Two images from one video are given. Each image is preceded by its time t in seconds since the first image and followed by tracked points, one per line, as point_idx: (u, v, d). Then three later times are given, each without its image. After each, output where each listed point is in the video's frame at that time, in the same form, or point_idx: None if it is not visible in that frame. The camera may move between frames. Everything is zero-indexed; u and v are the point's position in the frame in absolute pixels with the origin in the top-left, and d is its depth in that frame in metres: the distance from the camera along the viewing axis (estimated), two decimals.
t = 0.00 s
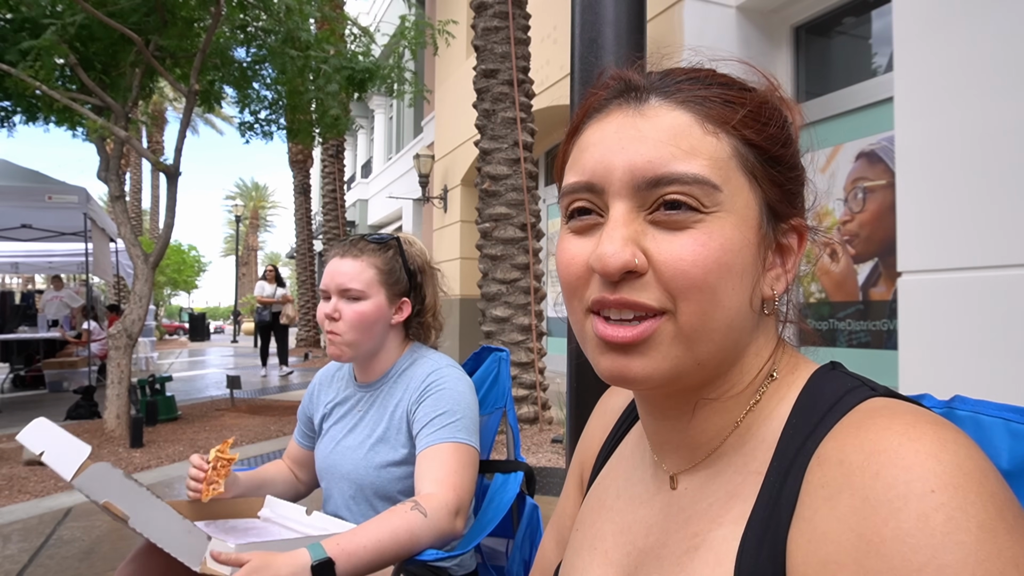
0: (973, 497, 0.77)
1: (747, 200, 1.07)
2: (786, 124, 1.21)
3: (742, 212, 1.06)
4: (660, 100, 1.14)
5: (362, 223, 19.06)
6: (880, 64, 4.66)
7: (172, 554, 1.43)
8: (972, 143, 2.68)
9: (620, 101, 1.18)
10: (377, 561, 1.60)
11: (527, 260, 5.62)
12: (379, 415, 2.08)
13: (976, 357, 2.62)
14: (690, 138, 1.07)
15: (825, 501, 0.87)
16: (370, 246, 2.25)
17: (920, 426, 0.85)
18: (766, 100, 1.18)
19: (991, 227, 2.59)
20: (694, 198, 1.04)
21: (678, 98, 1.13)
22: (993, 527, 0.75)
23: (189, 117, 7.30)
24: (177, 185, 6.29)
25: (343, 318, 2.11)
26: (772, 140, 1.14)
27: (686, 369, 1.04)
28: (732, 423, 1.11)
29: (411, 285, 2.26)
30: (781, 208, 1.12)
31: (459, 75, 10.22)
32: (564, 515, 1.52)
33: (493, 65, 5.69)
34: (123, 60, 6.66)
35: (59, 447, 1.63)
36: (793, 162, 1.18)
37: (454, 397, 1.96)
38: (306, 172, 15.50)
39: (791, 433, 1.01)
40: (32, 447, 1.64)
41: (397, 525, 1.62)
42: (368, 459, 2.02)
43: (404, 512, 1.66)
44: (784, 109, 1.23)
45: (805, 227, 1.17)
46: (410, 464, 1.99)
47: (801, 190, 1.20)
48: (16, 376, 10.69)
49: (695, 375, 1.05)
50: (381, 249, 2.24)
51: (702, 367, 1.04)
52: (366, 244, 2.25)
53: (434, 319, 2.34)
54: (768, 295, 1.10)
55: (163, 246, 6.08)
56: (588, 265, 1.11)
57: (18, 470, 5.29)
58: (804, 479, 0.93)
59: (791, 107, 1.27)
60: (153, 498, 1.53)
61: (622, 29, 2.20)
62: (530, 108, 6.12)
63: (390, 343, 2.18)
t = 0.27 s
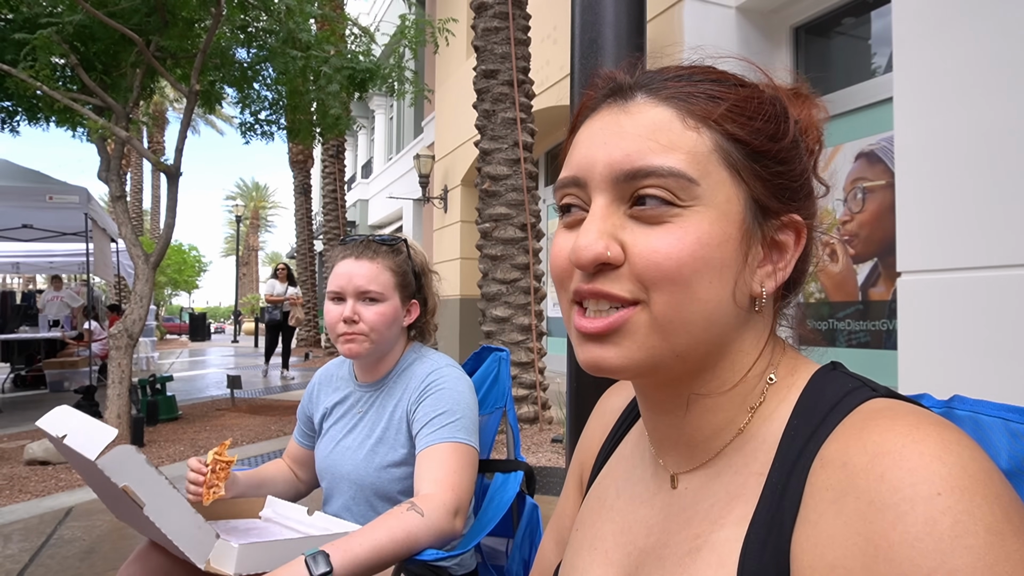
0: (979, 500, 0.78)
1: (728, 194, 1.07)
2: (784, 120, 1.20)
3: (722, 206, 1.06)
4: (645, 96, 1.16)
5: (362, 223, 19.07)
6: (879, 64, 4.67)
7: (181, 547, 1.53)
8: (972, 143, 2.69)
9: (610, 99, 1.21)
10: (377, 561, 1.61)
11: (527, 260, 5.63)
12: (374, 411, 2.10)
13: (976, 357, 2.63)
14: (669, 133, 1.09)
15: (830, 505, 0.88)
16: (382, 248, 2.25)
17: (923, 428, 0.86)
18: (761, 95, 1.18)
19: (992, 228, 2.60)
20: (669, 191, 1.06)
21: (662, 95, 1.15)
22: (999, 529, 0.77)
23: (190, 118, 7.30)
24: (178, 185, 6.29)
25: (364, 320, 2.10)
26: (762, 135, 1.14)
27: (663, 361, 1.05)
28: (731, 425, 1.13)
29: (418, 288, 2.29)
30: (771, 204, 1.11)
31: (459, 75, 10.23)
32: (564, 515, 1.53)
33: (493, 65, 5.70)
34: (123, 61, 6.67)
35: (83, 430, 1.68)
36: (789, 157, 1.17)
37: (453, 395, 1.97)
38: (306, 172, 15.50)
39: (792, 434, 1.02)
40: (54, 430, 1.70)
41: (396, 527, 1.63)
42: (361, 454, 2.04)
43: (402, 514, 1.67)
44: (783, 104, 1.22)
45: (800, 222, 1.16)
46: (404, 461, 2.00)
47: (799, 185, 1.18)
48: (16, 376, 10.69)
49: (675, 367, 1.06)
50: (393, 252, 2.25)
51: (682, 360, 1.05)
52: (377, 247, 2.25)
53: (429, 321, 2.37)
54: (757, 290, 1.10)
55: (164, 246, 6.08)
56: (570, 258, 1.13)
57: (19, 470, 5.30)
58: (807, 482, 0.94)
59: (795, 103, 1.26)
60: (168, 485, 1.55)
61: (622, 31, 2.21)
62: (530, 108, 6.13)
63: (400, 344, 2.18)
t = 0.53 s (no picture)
0: (985, 501, 0.77)
1: (722, 194, 1.06)
2: (788, 123, 1.18)
3: (715, 207, 1.05)
4: (647, 95, 1.15)
5: (362, 223, 19.07)
6: (880, 64, 4.66)
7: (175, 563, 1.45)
8: (972, 142, 2.68)
9: (613, 99, 1.21)
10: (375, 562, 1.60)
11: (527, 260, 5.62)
12: (373, 410, 2.10)
13: (977, 357, 2.62)
14: (666, 132, 1.09)
15: (835, 507, 0.87)
16: (388, 248, 2.24)
17: (927, 429, 0.85)
18: (764, 98, 1.17)
19: (994, 226, 2.58)
20: (661, 189, 1.05)
21: (663, 94, 1.14)
22: (1006, 531, 0.76)
23: (189, 117, 7.30)
24: (177, 185, 6.29)
25: (375, 321, 2.09)
26: (762, 137, 1.12)
27: (651, 359, 1.04)
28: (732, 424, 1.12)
29: (424, 287, 2.29)
30: (767, 206, 1.10)
31: (459, 75, 10.23)
32: (564, 516, 1.52)
33: (493, 64, 5.69)
34: (123, 60, 6.66)
35: (47, 464, 1.65)
36: (791, 160, 1.16)
37: (456, 396, 1.96)
38: (306, 172, 15.50)
39: (795, 435, 1.01)
40: (21, 467, 1.67)
41: (396, 528, 1.62)
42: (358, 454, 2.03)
43: (402, 514, 1.66)
44: (789, 107, 1.20)
45: (800, 225, 1.14)
46: (401, 462, 1.99)
47: (801, 189, 1.17)
48: (16, 376, 10.68)
49: (666, 366, 1.05)
50: (400, 252, 2.24)
51: (673, 359, 1.04)
52: (383, 246, 2.24)
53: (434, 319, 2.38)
54: (752, 292, 1.09)
55: (163, 246, 6.07)
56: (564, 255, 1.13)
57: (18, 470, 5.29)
58: (811, 483, 0.93)
59: (803, 105, 1.25)
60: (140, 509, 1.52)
61: (621, 30, 2.20)
62: (530, 108, 6.12)
63: (406, 343, 2.17)
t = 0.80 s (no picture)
0: (989, 496, 0.77)
1: (744, 194, 1.07)
2: (789, 116, 1.20)
3: (739, 208, 1.05)
4: (657, 99, 1.14)
5: (362, 223, 19.07)
6: (880, 64, 4.66)
7: (180, 554, 1.53)
8: (972, 141, 2.68)
9: (620, 101, 1.19)
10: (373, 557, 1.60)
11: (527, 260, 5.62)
12: (380, 414, 2.09)
13: (977, 356, 2.62)
14: (684, 135, 1.08)
15: (839, 504, 0.87)
16: (394, 248, 2.23)
17: (931, 427, 0.86)
18: (765, 93, 1.17)
19: (994, 225, 2.58)
20: (688, 195, 1.05)
21: (673, 97, 1.13)
22: (1011, 527, 0.76)
23: (189, 117, 7.30)
24: (177, 185, 6.29)
25: (386, 321, 2.08)
26: (772, 134, 1.13)
27: (688, 365, 1.04)
28: (738, 419, 1.12)
29: (429, 286, 2.30)
30: (783, 201, 1.12)
31: (459, 75, 10.23)
32: (565, 516, 1.52)
33: (493, 65, 5.69)
34: (123, 60, 6.67)
35: (67, 447, 1.66)
36: (796, 154, 1.17)
37: (461, 396, 1.96)
38: (306, 172, 15.50)
39: (798, 432, 1.01)
40: (37, 447, 1.67)
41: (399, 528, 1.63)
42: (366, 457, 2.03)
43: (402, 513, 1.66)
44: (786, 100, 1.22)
45: (810, 219, 1.16)
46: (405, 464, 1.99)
47: (805, 181, 1.19)
48: (16, 376, 10.68)
49: (697, 371, 1.06)
50: (406, 252, 2.24)
51: (705, 363, 1.05)
52: (390, 246, 2.23)
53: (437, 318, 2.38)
54: (772, 287, 1.10)
55: (163, 246, 6.07)
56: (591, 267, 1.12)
57: (18, 470, 5.29)
58: (814, 480, 0.93)
59: (793, 97, 1.26)
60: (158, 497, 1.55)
61: (622, 30, 2.20)
62: (530, 107, 6.12)
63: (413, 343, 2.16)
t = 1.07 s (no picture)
0: (996, 507, 0.78)
1: (755, 191, 1.08)
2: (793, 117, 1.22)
3: (751, 204, 1.06)
4: (669, 91, 1.15)
5: (362, 223, 19.07)
6: (879, 64, 4.66)
7: (182, 549, 1.52)
8: (973, 142, 2.68)
9: (630, 93, 1.19)
10: (377, 561, 1.60)
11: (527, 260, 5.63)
12: (382, 411, 2.09)
13: (976, 357, 2.62)
14: (699, 128, 1.09)
15: (843, 513, 0.88)
16: (395, 248, 2.23)
17: (934, 435, 0.86)
18: (771, 93, 1.19)
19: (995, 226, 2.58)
20: (702, 188, 1.05)
21: (686, 91, 1.14)
22: (1019, 537, 0.77)
23: (189, 118, 7.30)
24: (177, 185, 6.30)
25: (388, 322, 2.09)
26: (780, 133, 1.15)
27: (696, 363, 1.05)
28: (738, 418, 1.13)
29: (429, 286, 2.31)
30: (789, 200, 1.13)
31: (459, 75, 10.24)
32: (562, 517, 1.52)
33: (493, 65, 5.70)
34: (123, 61, 6.67)
35: (81, 434, 1.64)
36: (800, 155, 1.19)
37: (462, 395, 1.97)
38: (306, 172, 15.50)
39: (798, 436, 1.02)
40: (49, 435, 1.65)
41: (400, 529, 1.63)
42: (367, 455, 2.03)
43: (404, 515, 1.67)
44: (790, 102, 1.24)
45: (813, 219, 1.18)
46: (402, 462, 1.99)
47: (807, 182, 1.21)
48: (16, 376, 10.68)
49: (705, 366, 1.06)
50: (406, 252, 2.24)
51: (713, 361, 1.05)
52: (390, 246, 2.23)
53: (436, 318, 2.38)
54: (776, 285, 1.11)
55: (163, 246, 6.07)
56: (598, 259, 1.12)
57: (19, 470, 5.30)
58: (816, 487, 0.93)
59: (793, 99, 1.28)
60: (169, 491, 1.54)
61: (621, 30, 2.20)
62: (530, 108, 6.13)
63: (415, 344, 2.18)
